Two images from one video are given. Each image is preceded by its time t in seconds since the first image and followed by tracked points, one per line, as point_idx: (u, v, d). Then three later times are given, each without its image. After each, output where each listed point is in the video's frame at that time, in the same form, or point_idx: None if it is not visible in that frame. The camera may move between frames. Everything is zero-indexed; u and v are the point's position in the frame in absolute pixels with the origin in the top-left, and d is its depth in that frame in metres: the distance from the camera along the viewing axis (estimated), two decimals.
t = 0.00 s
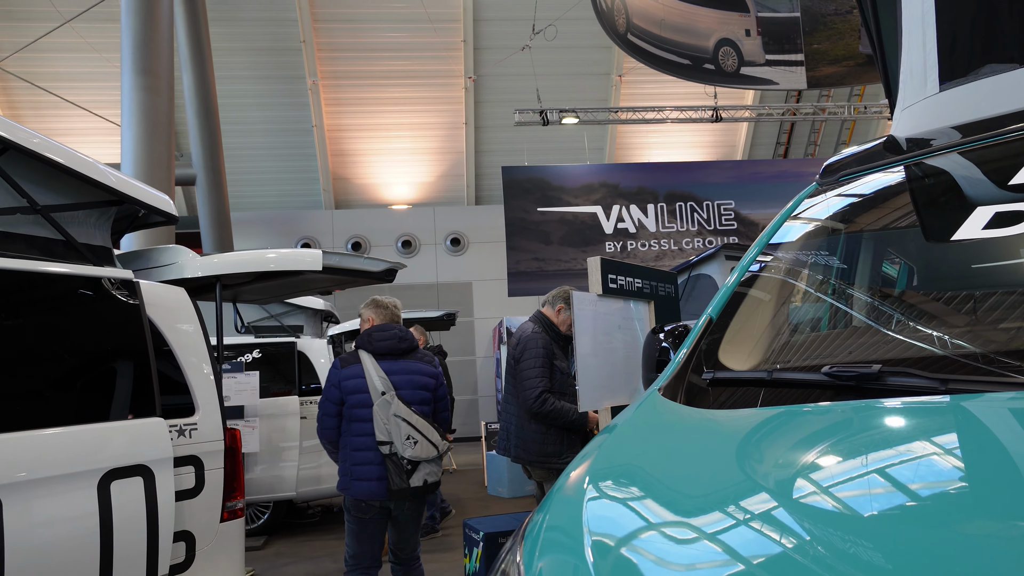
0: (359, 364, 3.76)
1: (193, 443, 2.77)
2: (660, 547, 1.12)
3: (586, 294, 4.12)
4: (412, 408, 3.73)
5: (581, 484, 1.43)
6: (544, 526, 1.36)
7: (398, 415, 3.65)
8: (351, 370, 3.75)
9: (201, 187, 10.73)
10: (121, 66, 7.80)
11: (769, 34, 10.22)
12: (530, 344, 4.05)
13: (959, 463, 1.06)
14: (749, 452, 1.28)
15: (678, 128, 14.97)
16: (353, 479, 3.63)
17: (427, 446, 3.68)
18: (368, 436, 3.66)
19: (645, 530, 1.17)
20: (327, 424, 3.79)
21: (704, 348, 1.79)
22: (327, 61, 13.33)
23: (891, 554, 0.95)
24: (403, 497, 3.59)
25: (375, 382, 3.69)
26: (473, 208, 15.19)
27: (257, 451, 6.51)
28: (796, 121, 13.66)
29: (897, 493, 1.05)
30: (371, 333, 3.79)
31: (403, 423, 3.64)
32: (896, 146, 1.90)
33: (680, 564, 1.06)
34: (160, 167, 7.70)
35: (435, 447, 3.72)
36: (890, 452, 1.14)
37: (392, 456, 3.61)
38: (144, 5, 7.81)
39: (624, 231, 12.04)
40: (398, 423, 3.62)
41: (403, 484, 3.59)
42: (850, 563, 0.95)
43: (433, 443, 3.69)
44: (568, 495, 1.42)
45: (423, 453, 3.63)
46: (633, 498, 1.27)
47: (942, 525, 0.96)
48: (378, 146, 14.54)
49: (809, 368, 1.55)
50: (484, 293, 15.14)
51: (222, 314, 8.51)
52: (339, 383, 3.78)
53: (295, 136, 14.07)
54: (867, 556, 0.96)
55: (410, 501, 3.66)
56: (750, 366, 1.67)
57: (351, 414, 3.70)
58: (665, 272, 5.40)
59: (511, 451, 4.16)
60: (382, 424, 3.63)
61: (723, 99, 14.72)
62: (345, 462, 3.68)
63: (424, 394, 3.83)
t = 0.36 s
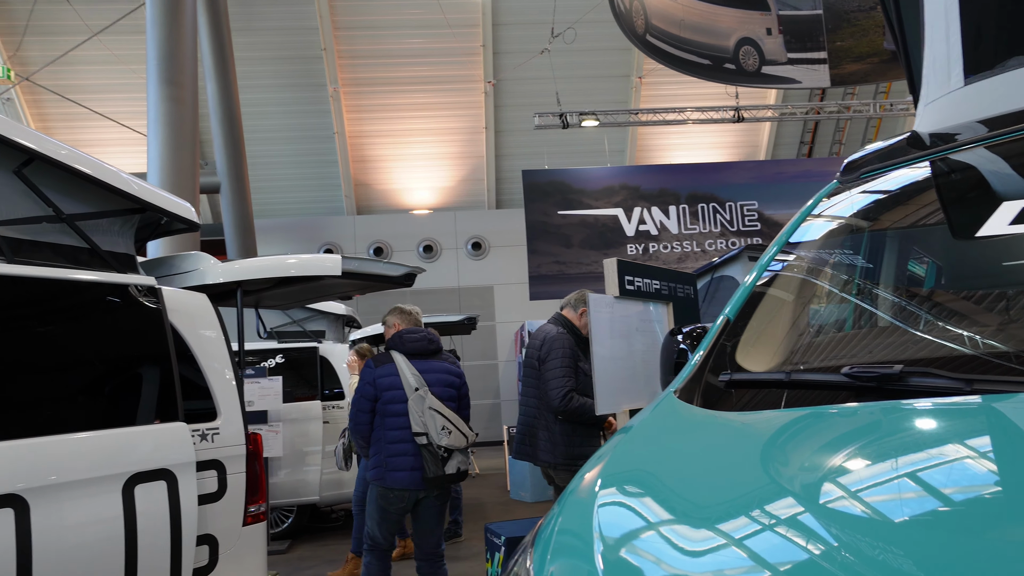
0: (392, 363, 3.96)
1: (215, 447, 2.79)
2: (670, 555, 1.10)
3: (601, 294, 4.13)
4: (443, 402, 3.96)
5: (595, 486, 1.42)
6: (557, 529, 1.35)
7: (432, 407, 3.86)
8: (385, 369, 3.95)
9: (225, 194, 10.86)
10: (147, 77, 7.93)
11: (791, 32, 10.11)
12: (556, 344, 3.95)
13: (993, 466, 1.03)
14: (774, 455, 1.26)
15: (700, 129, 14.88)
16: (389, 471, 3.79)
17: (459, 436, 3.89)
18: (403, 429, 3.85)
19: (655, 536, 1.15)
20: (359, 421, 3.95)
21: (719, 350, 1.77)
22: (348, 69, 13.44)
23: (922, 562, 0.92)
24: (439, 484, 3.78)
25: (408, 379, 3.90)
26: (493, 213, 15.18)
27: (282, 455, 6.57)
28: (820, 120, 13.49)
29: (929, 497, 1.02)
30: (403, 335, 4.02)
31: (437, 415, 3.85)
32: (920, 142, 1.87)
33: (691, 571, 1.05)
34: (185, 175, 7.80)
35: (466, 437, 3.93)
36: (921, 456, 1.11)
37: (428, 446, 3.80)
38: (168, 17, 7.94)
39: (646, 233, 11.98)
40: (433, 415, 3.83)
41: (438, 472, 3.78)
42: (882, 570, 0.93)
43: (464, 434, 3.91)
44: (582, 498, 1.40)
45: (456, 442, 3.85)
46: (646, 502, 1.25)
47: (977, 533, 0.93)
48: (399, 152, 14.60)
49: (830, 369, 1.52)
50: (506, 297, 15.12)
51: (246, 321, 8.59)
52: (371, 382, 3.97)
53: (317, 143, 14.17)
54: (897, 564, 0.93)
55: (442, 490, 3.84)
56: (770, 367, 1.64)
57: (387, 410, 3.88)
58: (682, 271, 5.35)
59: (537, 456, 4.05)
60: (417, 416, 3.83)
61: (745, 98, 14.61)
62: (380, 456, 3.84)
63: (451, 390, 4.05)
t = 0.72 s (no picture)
0: (400, 374, 4.00)
1: (251, 448, 2.82)
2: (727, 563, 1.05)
3: (637, 294, 4.09)
4: (449, 408, 3.95)
5: (638, 491, 1.39)
6: (600, 534, 1.32)
7: (437, 413, 3.87)
8: (393, 381, 3.98)
9: (258, 199, 11.01)
10: (183, 85, 8.07)
11: (825, 28, 9.94)
12: (591, 344, 3.78)
13: None
14: (817, 459, 1.22)
15: (730, 128, 14.73)
16: (404, 478, 3.85)
17: (466, 439, 3.88)
18: (412, 438, 3.90)
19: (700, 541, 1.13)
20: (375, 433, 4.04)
21: (762, 350, 1.73)
22: (377, 73, 13.55)
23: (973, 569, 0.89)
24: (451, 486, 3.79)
25: (414, 389, 3.93)
26: (522, 215, 15.18)
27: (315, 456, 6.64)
28: (854, 117, 13.26)
29: (977, 502, 0.99)
30: (407, 347, 4.04)
31: (443, 420, 3.85)
32: (967, 135, 1.81)
33: None
34: (219, 181, 7.92)
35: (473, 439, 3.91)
36: (968, 459, 1.07)
37: (436, 451, 3.82)
38: (203, 25, 8.08)
39: (677, 233, 11.88)
40: (438, 421, 3.84)
41: (449, 476, 3.79)
42: None
43: (470, 437, 3.88)
44: (624, 502, 1.37)
45: (463, 445, 3.82)
46: (694, 506, 1.22)
47: None
48: (428, 155, 14.67)
49: (881, 369, 1.48)
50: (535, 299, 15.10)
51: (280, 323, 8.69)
52: (383, 395, 4.03)
53: (348, 147, 14.29)
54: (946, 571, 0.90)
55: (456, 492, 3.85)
56: (818, 368, 1.60)
57: (397, 420, 3.93)
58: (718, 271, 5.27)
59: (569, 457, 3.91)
60: (425, 424, 3.86)
61: (777, 96, 14.42)
62: (396, 463, 3.91)
63: (457, 394, 4.04)
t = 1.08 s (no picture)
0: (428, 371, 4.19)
1: (301, 446, 2.83)
2: (848, 552, 1.01)
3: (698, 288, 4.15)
4: (469, 402, 4.05)
5: (724, 496, 1.33)
6: (689, 541, 1.26)
7: (453, 409, 4.00)
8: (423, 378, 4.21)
9: (297, 201, 11.15)
10: (224, 90, 8.21)
11: (873, 15, 9.64)
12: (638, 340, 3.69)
13: None
14: (883, 458, 1.18)
15: (770, 122, 14.51)
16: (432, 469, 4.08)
17: (482, 432, 3.93)
18: (438, 432, 4.09)
19: (781, 547, 1.08)
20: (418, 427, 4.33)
21: (842, 345, 1.68)
22: (412, 75, 13.62)
23: None
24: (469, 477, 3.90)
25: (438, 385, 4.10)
26: (557, 213, 15.13)
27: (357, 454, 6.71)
28: (901, 107, 12.92)
29: None
30: (434, 347, 4.22)
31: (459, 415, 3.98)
32: None
33: None
34: (261, 183, 8.03)
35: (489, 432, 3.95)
36: None
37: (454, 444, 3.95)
38: (242, 31, 8.21)
39: (717, 230, 11.72)
40: (455, 416, 3.97)
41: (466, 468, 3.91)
42: None
43: (487, 429, 3.93)
44: (712, 508, 1.32)
45: (476, 438, 3.89)
46: (777, 510, 1.17)
47: None
48: (464, 155, 14.70)
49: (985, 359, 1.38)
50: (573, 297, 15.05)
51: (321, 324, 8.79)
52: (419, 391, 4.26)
53: (384, 149, 14.38)
54: None
55: (479, 481, 3.94)
56: (902, 360, 1.54)
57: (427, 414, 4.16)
58: (782, 263, 5.07)
59: (616, 454, 3.77)
60: (445, 418, 4.02)
61: (820, 87, 14.16)
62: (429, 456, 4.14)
63: (479, 389, 4.12)
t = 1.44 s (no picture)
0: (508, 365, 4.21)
1: (364, 438, 2.81)
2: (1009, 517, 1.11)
3: (782, 268, 3.76)
4: (543, 400, 4.04)
5: (863, 494, 1.38)
6: (839, 537, 1.31)
7: (528, 404, 4.01)
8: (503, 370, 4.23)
9: (344, 198, 11.24)
10: (272, 90, 8.30)
11: None
12: (706, 329, 3.58)
13: None
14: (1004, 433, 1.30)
15: (824, 103, 14.12)
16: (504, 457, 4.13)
17: (554, 431, 3.93)
18: (512, 424, 4.13)
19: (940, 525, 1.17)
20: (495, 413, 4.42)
21: (970, 324, 1.73)
22: (454, 68, 13.60)
23: None
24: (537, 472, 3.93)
25: (516, 380, 4.11)
26: (602, 204, 14.97)
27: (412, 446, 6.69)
28: (966, 82, 12.40)
29: None
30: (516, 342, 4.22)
31: (533, 410, 3.99)
32: None
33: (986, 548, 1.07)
34: (311, 180, 8.10)
35: (561, 431, 3.95)
36: None
37: (526, 438, 3.98)
38: (288, 29, 8.29)
39: (770, 217, 11.45)
40: (529, 411, 3.99)
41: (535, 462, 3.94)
42: None
43: (558, 427, 3.93)
44: (853, 504, 1.36)
45: (548, 436, 3.90)
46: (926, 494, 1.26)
47: None
48: (508, 147, 14.64)
49: None
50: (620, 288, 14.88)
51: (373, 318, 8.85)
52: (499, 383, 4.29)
53: (428, 145, 14.39)
54: None
55: (547, 476, 3.98)
56: None
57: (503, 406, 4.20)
58: (872, 242, 4.56)
59: (680, 445, 3.63)
60: (519, 412, 4.04)
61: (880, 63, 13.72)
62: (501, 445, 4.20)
63: (555, 387, 4.09)
